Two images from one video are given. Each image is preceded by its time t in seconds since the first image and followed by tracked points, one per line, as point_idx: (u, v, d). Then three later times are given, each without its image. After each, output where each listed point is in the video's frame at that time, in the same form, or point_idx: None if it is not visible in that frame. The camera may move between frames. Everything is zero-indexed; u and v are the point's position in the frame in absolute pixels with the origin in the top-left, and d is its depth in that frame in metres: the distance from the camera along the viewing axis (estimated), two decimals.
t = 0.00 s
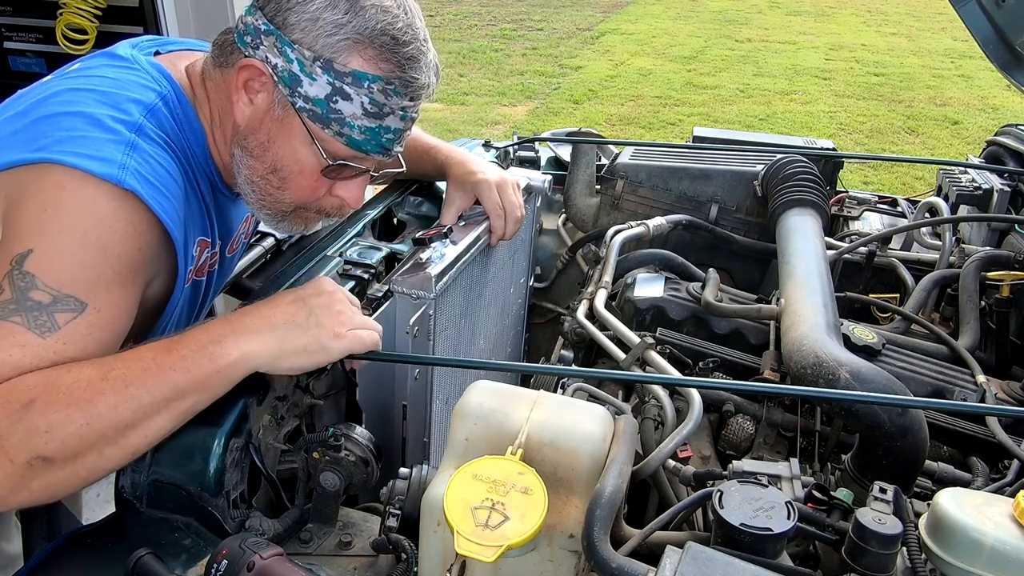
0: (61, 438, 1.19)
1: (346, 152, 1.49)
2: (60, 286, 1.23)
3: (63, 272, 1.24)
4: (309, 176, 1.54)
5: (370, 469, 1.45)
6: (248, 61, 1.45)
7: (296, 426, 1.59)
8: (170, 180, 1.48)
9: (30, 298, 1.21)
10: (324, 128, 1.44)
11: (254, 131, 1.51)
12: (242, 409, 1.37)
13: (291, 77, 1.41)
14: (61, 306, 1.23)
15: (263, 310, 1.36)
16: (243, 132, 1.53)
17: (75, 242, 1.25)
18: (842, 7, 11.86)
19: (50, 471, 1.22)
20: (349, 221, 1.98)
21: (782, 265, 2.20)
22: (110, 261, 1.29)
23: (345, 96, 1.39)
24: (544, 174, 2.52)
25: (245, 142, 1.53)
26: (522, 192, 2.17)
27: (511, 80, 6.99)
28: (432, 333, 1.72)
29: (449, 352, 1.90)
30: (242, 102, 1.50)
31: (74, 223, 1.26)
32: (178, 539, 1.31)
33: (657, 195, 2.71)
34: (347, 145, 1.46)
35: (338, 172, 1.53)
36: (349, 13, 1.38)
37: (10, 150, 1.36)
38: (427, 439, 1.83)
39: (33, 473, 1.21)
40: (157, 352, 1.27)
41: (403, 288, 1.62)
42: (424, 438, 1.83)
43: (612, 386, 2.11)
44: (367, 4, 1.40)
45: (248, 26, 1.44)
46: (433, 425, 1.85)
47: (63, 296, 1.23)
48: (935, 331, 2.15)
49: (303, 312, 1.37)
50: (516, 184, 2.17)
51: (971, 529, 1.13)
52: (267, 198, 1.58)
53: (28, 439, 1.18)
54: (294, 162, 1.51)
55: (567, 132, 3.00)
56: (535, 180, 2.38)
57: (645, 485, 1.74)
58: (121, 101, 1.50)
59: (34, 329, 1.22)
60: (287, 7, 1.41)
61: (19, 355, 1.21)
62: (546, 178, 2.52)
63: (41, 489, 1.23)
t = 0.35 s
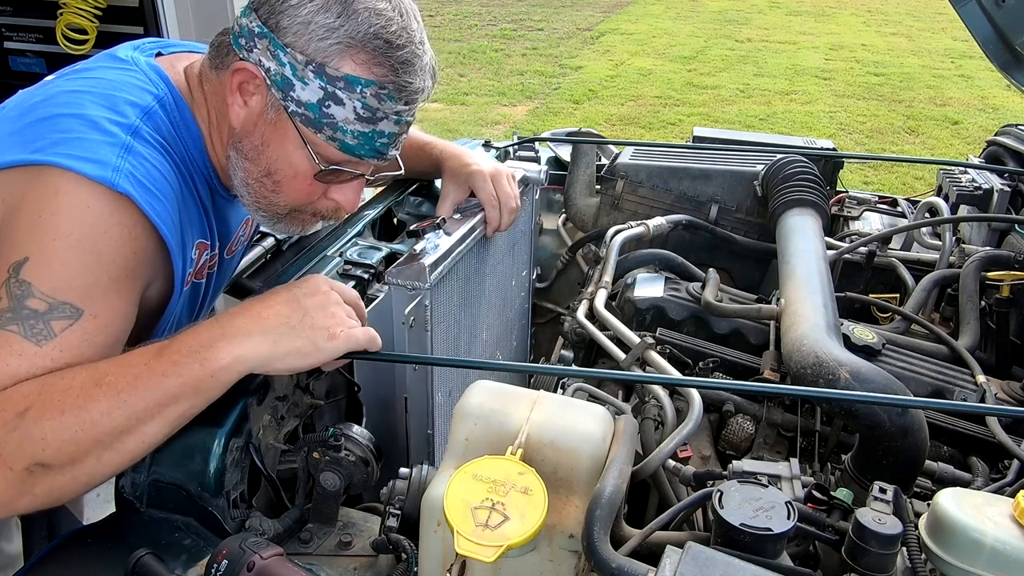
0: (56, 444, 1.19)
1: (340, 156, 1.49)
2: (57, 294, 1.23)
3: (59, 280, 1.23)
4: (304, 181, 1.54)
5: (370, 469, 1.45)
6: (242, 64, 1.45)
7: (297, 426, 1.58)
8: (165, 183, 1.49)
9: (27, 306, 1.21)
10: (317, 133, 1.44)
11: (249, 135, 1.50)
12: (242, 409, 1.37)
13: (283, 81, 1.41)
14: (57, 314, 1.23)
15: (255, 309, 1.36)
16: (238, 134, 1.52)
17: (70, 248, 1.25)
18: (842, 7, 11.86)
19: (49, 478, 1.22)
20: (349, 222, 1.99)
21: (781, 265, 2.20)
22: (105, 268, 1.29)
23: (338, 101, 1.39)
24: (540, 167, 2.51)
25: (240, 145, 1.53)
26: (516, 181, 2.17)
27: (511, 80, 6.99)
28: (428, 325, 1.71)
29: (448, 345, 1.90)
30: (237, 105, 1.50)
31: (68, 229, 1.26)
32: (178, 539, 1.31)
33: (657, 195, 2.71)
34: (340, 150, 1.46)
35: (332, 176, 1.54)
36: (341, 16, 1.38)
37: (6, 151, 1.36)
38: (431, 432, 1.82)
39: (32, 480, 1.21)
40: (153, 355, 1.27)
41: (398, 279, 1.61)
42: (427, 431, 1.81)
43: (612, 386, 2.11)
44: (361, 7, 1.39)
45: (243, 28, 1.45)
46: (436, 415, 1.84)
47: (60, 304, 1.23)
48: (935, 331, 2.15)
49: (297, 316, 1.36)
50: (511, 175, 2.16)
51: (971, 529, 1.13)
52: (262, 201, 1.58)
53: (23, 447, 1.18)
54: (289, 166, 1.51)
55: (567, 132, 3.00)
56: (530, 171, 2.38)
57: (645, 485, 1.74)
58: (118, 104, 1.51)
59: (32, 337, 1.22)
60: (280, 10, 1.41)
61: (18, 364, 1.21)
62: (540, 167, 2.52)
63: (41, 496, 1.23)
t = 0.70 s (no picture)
0: (64, 452, 1.19)
1: (336, 163, 1.49)
2: (58, 299, 1.23)
3: (62, 286, 1.23)
4: (299, 187, 1.54)
5: (370, 469, 1.45)
6: (242, 68, 1.45)
7: (296, 427, 1.59)
8: (164, 189, 1.49)
9: (29, 312, 1.21)
10: (313, 139, 1.44)
11: (247, 139, 1.51)
12: (242, 409, 1.37)
13: (282, 86, 1.41)
14: (59, 320, 1.23)
15: (262, 315, 1.36)
16: (236, 138, 1.53)
17: (73, 255, 1.25)
18: (842, 7, 11.86)
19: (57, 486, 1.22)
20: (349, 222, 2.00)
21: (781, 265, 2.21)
22: (107, 274, 1.29)
23: (335, 108, 1.39)
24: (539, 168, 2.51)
25: (238, 150, 1.53)
26: (512, 184, 2.17)
27: (511, 80, 6.99)
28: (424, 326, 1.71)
29: (444, 347, 1.90)
30: (236, 109, 1.50)
31: (71, 235, 1.26)
32: (178, 540, 1.31)
33: (657, 196, 2.71)
34: (336, 157, 1.46)
35: (328, 184, 1.54)
36: (341, 24, 1.38)
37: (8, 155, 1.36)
38: (428, 434, 1.82)
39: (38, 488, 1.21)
40: (161, 362, 1.27)
41: (393, 283, 1.61)
42: (424, 433, 1.81)
43: (612, 386, 2.11)
44: (361, 15, 1.39)
45: (244, 32, 1.45)
46: (433, 418, 1.84)
47: (62, 310, 1.23)
48: (935, 331, 2.15)
49: (305, 323, 1.36)
50: (507, 176, 2.16)
51: (971, 529, 1.13)
52: (259, 206, 1.59)
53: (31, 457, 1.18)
54: (285, 172, 1.51)
55: (567, 133, 3.00)
56: (528, 172, 2.38)
57: (645, 486, 1.74)
58: (120, 109, 1.51)
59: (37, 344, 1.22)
60: (282, 15, 1.41)
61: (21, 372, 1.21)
62: (538, 169, 2.52)
63: (47, 503, 1.24)
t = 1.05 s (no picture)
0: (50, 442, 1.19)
1: (255, 100, 1.43)
2: (38, 287, 1.24)
3: (40, 273, 1.24)
4: (226, 131, 1.49)
5: (370, 469, 1.46)
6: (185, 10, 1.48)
7: (297, 426, 1.59)
8: (144, 177, 1.48)
9: (8, 300, 1.22)
10: (232, 71, 1.40)
11: (185, 82, 1.51)
12: (242, 409, 1.37)
13: (210, 19, 1.39)
14: (40, 308, 1.23)
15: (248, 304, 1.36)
16: (183, 85, 1.52)
17: (55, 244, 1.26)
18: (841, 7, 11.86)
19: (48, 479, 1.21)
20: (349, 222, 2.00)
21: (781, 264, 2.21)
22: (84, 262, 1.29)
23: (249, 34, 1.34)
24: (538, 169, 2.51)
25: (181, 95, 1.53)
26: (509, 185, 2.16)
27: (511, 80, 6.99)
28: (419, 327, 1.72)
29: (439, 346, 1.91)
30: (185, 57, 1.52)
31: (53, 224, 1.27)
32: (178, 540, 1.31)
33: (657, 195, 2.71)
34: (254, 91, 1.41)
35: (253, 129, 1.48)
36: None
37: None
38: (419, 434, 1.84)
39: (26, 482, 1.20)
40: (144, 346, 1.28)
41: (386, 283, 1.62)
42: (416, 433, 1.83)
43: (612, 386, 2.11)
44: None
45: None
46: (426, 419, 1.86)
47: (42, 297, 1.24)
48: (935, 331, 2.15)
49: (286, 310, 1.34)
50: (505, 178, 2.16)
51: (971, 529, 1.13)
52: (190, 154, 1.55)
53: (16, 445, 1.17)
54: (212, 113, 1.49)
55: (567, 132, 3.00)
56: (524, 175, 2.37)
57: (645, 485, 1.74)
58: (98, 97, 1.50)
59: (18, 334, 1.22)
60: None
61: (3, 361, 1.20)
62: (536, 169, 2.51)
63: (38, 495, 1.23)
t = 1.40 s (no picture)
0: None
1: (260, 86, 1.43)
2: None
3: None
4: (228, 116, 1.48)
5: (371, 469, 1.46)
6: None
7: (297, 426, 1.59)
8: (130, 170, 1.46)
9: None
10: (235, 57, 1.39)
11: (184, 68, 1.49)
12: (243, 409, 1.37)
13: (211, 5, 1.38)
14: None
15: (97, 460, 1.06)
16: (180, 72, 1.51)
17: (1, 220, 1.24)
18: (841, 7, 11.85)
19: None
20: (349, 223, 2.01)
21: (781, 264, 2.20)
22: (32, 241, 1.27)
23: (253, 20, 1.34)
24: (538, 169, 2.51)
25: (178, 81, 1.51)
26: (508, 184, 2.16)
27: (511, 80, 6.99)
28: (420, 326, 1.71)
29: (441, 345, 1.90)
30: (184, 43, 1.50)
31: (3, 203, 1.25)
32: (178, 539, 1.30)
33: (657, 195, 2.71)
34: (258, 77, 1.40)
35: (257, 113, 1.47)
36: None
37: None
38: (423, 433, 1.80)
39: None
40: None
41: (384, 282, 1.61)
42: (420, 433, 1.80)
43: (612, 386, 2.11)
44: None
45: None
46: (429, 419, 1.83)
47: None
48: (935, 331, 2.15)
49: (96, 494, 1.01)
50: (504, 178, 2.16)
51: (971, 529, 1.13)
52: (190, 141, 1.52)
53: None
54: (213, 99, 1.47)
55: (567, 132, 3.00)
56: (524, 174, 2.37)
57: (645, 485, 1.74)
58: (89, 87, 1.50)
59: None
60: None
61: None
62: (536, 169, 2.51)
63: None
